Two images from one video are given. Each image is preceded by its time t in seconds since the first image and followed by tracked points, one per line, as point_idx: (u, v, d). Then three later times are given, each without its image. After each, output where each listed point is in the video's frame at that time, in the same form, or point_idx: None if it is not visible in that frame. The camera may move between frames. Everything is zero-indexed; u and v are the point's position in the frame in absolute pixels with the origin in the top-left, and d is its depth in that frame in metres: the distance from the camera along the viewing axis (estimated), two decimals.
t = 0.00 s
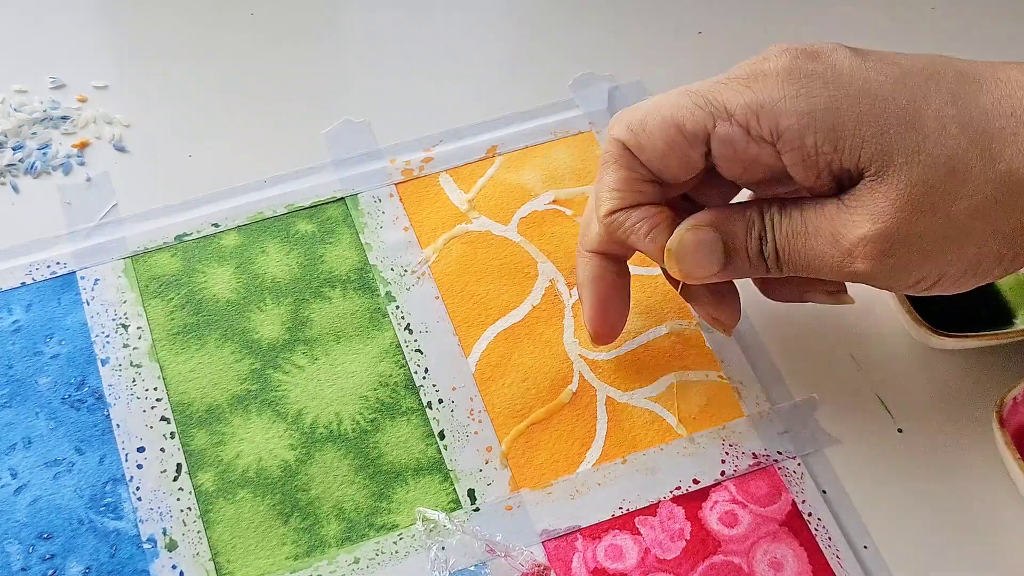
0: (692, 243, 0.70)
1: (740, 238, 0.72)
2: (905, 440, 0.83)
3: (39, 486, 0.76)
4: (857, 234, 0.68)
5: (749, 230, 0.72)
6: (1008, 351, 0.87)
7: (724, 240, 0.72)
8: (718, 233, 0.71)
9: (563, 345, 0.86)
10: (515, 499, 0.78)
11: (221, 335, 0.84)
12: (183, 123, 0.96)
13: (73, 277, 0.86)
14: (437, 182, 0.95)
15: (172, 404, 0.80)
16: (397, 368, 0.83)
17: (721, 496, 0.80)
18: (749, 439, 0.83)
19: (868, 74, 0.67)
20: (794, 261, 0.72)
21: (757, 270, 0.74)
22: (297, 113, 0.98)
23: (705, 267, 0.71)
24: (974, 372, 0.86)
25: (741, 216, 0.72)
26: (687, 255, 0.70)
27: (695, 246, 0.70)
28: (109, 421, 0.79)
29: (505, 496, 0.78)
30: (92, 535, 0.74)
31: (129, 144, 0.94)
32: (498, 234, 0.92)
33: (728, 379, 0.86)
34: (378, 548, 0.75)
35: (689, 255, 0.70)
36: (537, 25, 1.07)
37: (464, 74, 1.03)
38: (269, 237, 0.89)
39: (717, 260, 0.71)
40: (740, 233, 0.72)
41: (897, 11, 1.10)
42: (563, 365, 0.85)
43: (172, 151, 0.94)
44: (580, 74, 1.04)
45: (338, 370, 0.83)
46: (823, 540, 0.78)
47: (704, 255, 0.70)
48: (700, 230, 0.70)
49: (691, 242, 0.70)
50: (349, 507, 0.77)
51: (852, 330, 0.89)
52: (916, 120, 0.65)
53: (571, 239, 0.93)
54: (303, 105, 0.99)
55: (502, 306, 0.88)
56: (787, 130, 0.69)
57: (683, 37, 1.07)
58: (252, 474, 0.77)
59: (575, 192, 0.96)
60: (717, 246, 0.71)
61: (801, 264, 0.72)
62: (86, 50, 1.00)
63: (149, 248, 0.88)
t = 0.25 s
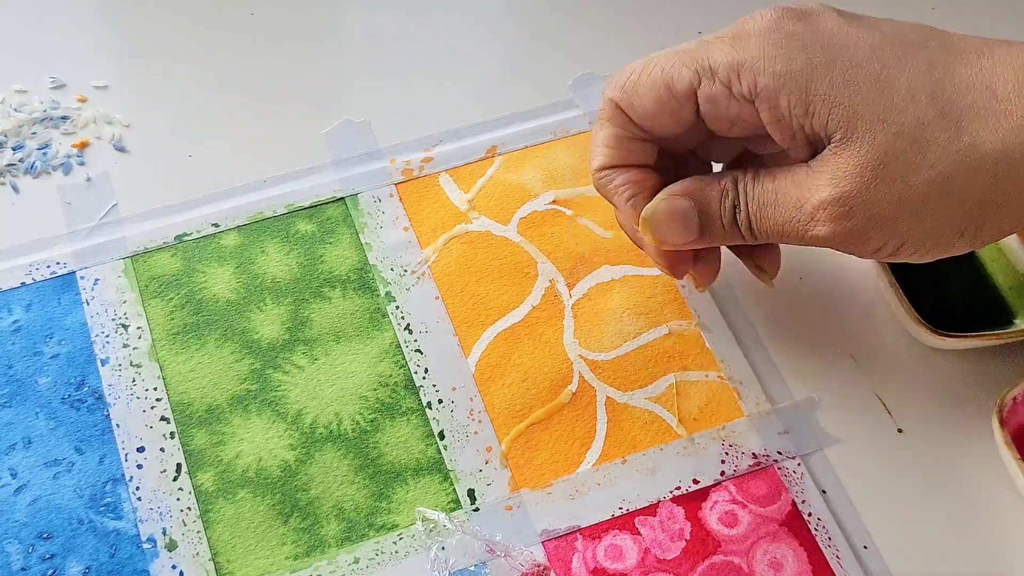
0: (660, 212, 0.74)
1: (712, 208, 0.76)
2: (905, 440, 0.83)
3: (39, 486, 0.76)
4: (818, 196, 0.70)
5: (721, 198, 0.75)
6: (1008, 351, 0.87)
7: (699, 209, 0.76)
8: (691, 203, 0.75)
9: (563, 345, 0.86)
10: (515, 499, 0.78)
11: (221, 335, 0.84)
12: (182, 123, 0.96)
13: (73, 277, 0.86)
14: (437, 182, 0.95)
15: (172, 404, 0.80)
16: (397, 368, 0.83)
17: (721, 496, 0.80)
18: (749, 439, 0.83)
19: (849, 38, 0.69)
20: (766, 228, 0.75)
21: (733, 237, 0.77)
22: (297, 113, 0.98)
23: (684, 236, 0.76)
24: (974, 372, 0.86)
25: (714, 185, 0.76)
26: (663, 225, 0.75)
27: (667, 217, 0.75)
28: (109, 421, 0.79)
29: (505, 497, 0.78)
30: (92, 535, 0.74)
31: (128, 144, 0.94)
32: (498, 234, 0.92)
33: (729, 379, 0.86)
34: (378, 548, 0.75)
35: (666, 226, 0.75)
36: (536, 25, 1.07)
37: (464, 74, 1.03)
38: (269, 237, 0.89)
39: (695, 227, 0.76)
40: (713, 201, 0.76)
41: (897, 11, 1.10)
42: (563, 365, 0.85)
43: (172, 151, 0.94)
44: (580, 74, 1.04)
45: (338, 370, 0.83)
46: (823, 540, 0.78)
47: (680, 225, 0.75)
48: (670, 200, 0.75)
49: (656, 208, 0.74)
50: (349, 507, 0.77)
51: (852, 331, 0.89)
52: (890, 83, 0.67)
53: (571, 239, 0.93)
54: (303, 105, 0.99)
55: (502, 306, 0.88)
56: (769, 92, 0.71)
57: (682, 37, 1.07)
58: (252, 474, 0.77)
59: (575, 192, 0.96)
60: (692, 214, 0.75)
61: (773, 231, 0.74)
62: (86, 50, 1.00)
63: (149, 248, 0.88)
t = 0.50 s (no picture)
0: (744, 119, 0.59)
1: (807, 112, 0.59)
2: (905, 440, 0.83)
3: (40, 486, 0.76)
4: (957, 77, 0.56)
5: (821, 107, 0.59)
6: (1008, 351, 0.87)
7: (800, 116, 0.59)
8: (788, 106, 0.59)
9: (563, 345, 0.86)
10: (515, 499, 0.78)
11: (221, 335, 0.84)
12: (182, 122, 0.96)
13: (73, 277, 0.86)
14: (437, 182, 0.95)
15: (172, 404, 0.80)
16: (397, 368, 0.83)
17: (721, 496, 0.80)
18: (749, 439, 0.83)
19: None
20: (880, 128, 0.59)
21: (835, 143, 0.61)
22: (297, 112, 0.98)
23: (780, 142, 0.60)
24: (974, 372, 0.86)
25: (817, 85, 0.59)
26: (754, 134, 0.59)
27: (758, 125, 0.59)
28: (110, 421, 0.79)
29: (505, 497, 0.78)
30: (92, 535, 0.74)
31: (129, 144, 0.94)
32: (498, 234, 0.92)
33: (729, 379, 0.86)
34: (378, 548, 0.75)
35: (759, 132, 0.59)
36: (536, 25, 1.07)
37: (464, 74, 1.03)
38: (269, 237, 0.89)
39: (791, 133, 0.60)
40: (815, 102, 0.59)
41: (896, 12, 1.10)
42: (563, 365, 0.85)
43: (172, 151, 0.94)
44: (580, 74, 1.04)
45: (338, 370, 0.83)
46: (823, 540, 0.78)
47: (776, 134, 0.59)
48: (761, 101, 0.59)
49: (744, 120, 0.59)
50: (349, 507, 0.77)
51: (852, 330, 0.89)
52: None
53: (571, 239, 0.93)
54: (304, 105, 0.99)
55: (502, 306, 0.88)
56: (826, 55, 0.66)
57: (683, 38, 1.07)
58: (252, 474, 0.77)
59: (575, 192, 0.96)
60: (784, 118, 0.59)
61: (893, 130, 0.59)
62: (87, 51, 1.00)
63: (150, 248, 0.88)
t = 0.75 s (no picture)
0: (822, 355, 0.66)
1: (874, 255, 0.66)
2: (906, 440, 0.83)
3: (40, 486, 0.76)
4: None
5: (924, 309, 0.59)
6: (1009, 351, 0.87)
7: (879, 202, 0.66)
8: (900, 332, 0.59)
9: (563, 345, 0.86)
10: (515, 499, 0.78)
11: (221, 335, 0.84)
12: (182, 122, 0.96)
13: (72, 277, 0.86)
14: (437, 182, 0.95)
15: (172, 404, 0.80)
16: (397, 368, 0.83)
17: (721, 496, 0.80)
18: (749, 439, 0.83)
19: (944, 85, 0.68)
20: (998, 313, 0.58)
21: (958, 342, 0.60)
22: (297, 112, 0.98)
23: (904, 369, 0.60)
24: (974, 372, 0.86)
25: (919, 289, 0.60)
26: (878, 373, 0.60)
27: (877, 364, 0.60)
28: (109, 421, 0.79)
29: (505, 497, 0.78)
30: (92, 535, 0.74)
31: (129, 144, 0.94)
32: (498, 234, 0.92)
33: (729, 379, 0.86)
34: (378, 548, 0.75)
35: (882, 370, 0.60)
36: (536, 25, 1.07)
37: (464, 74, 1.03)
38: (269, 237, 0.89)
39: (912, 355, 0.60)
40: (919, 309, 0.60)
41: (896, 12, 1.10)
42: (563, 365, 0.85)
43: (172, 151, 0.94)
44: (580, 74, 1.04)
45: (338, 370, 0.83)
46: (823, 540, 0.78)
47: (897, 361, 0.59)
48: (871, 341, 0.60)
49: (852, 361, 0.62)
50: (349, 507, 0.77)
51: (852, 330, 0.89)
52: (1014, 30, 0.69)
53: (570, 239, 0.93)
54: (303, 105, 0.99)
55: (502, 306, 0.88)
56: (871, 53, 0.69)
57: (683, 38, 1.08)
58: (251, 474, 0.77)
59: (575, 192, 0.96)
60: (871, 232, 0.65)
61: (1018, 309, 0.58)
62: (87, 51, 1.00)
63: (150, 248, 0.88)
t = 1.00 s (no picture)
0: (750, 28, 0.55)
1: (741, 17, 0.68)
2: (906, 440, 0.83)
3: (40, 486, 0.76)
4: None
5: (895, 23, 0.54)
6: (1008, 351, 0.87)
7: None
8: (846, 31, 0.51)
9: (563, 345, 0.86)
10: (515, 499, 0.78)
11: (221, 335, 0.84)
12: (182, 123, 0.96)
13: (72, 277, 0.86)
14: (437, 182, 0.95)
15: (172, 404, 0.80)
16: (397, 368, 0.83)
17: (721, 496, 0.80)
18: (749, 439, 0.83)
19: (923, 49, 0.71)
20: None
21: None
22: (297, 113, 0.98)
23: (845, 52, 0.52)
24: (974, 372, 0.86)
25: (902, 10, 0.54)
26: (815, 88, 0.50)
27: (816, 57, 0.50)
28: (109, 421, 0.79)
29: (505, 497, 0.78)
30: (92, 535, 0.74)
31: (129, 144, 0.94)
32: (498, 234, 0.92)
33: (729, 379, 0.86)
34: (378, 548, 0.75)
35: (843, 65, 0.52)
36: (536, 25, 1.07)
37: (464, 74, 1.03)
38: (269, 238, 0.89)
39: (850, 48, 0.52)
40: None
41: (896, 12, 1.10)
42: (563, 365, 0.85)
43: (172, 151, 0.94)
44: (580, 74, 1.04)
45: (338, 370, 0.83)
46: (823, 540, 0.78)
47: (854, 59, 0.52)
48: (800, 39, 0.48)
49: None
50: (349, 507, 0.77)
51: (852, 330, 0.89)
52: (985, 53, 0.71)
53: (570, 239, 0.93)
54: (303, 106, 0.99)
55: (502, 306, 0.88)
56: None
57: (683, 37, 1.07)
58: (251, 474, 0.77)
59: (575, 192, 0.96)
60: None
61: None
62: (87, 51, 1.00)
63: (150, 248, 0.88)
